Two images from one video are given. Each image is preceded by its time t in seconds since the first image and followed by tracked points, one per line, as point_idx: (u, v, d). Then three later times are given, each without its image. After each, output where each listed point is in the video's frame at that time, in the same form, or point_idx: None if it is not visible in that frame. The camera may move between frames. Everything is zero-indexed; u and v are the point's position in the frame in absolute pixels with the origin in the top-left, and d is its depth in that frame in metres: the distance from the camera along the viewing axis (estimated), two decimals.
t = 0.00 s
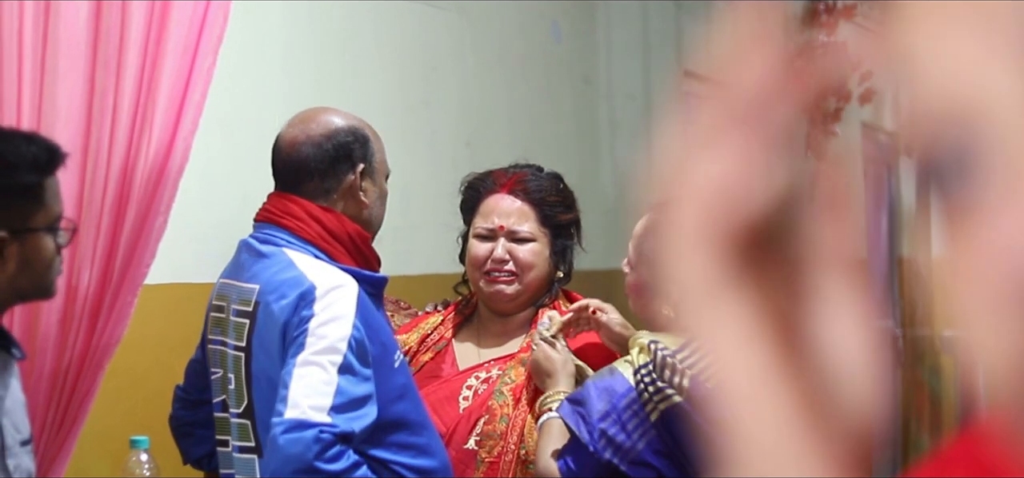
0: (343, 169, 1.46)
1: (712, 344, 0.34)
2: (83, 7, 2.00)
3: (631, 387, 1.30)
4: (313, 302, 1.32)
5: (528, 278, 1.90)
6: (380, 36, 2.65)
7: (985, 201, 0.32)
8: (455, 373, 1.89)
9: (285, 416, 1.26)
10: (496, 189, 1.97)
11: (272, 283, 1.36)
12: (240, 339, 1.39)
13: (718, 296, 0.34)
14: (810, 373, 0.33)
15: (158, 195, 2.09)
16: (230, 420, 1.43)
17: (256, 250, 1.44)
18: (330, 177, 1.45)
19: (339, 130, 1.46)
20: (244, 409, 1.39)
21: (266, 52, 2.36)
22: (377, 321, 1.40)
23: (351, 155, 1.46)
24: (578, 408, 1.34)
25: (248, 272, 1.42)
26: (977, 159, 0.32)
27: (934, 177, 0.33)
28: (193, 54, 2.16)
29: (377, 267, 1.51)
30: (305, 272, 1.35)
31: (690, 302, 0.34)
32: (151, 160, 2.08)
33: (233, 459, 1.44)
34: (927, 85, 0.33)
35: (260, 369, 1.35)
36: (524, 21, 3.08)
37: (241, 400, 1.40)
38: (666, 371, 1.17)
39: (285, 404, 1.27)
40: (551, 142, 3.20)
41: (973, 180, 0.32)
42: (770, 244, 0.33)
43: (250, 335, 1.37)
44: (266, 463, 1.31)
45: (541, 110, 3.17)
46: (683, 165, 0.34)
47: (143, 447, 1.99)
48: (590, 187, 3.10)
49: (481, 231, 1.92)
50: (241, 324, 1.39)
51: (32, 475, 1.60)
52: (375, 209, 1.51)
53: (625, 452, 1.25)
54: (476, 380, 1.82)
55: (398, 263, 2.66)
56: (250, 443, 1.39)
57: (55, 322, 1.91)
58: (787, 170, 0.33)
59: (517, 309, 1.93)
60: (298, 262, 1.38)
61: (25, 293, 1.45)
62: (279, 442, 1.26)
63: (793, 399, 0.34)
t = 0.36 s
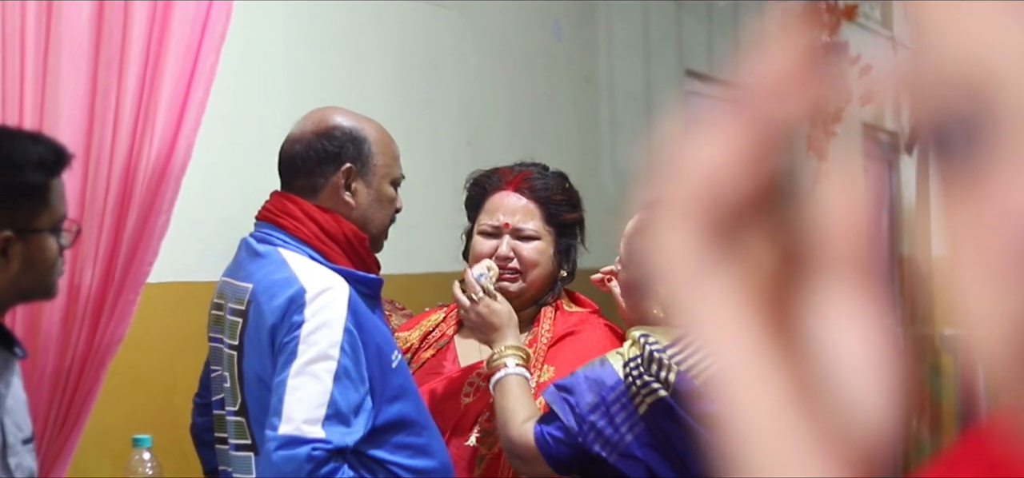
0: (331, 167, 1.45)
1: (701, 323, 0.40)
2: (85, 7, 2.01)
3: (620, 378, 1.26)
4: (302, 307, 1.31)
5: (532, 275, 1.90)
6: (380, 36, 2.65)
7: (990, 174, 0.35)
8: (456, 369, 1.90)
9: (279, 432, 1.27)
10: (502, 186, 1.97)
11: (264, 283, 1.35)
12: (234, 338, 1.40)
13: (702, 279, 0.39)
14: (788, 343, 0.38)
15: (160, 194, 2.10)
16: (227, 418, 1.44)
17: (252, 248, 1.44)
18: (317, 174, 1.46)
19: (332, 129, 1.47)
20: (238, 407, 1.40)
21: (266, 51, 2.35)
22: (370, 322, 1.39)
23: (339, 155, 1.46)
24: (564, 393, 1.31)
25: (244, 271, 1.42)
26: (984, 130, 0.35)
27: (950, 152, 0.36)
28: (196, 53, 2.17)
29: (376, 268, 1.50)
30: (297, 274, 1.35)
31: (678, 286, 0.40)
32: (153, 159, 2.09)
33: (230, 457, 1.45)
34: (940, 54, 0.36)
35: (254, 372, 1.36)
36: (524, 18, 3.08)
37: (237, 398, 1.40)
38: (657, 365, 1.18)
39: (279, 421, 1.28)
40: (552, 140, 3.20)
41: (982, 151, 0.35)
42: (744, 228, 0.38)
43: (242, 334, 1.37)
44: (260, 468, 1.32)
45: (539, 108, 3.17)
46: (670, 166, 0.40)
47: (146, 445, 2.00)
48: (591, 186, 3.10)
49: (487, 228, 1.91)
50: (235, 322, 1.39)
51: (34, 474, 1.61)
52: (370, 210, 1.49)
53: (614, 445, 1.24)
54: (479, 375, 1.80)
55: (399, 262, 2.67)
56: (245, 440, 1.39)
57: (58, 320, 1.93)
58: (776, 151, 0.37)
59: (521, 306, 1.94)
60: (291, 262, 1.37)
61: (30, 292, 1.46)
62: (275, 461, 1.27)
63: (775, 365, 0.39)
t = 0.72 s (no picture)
0: (327, 167, 1.45)
1: (720, 299, 0.41)
2: (88, 5, 2.01)
3: (605, 363, 1.35)
4: (293, 310, 1.31)
5: (533, 274, 1.91)
6: (382, 35, 2.65)
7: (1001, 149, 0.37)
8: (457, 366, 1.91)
9: (276, 445, 1.29)
10: (503, 184, 1.97)
11: (259, 283, 1.36)
12: (232, 336, 1.41)
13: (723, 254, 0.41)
14: (808, 306, 0.39)
15: (164, 193, 2.11)
16: (227, 415, 1.45)
17: (253, 247, 1.45)
18: (315, 175, 1.46)
19: (333, 130, 1.46)
20: (236, 405, 1.41)
21: (267, 50, 2.35)
22: (364, 324, 1.40)
23: (337, 157, 1.45)
24: (552, 369, 1.40)
25: (244, 269, 1.42)
26: (994, 99, 0.38)
27: (947, 119, 0.38)
28: (199, 51, 2.18)
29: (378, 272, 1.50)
30: (291, 274, 1.35)
31: (701, 263, 0.42)
32: (156, 158, 2.09)
33: (230, 453, 1.45)
34: (947, 27, 0.38)
35: (249, 372, 1.37)
36: (525, 18, 3.10)
37: (234, 394, 1.42)
38: (640, 353, 1.29)
39: (276, 432, 1.29)
40: (552, 139, 3.22)
41: (991, 120, 0.37)
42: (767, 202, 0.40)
43: (237, 333, 1.38)
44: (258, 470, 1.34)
45: (540, 107, 3.18)
46: (691, 161, 0.42)
47: (149, 444, 2.01)
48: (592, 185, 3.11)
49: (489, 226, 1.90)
50: (234, 319, 1.40)
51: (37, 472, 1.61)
52: (367, 214, 1.47)
53: (597, 425, 1.33)
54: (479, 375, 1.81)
55: (402, 262, 2.67)
56: (243, 437, 1.40)
57: (61, 318, 1.92)
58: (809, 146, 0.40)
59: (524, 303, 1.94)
60: (287, 262, 1.37)
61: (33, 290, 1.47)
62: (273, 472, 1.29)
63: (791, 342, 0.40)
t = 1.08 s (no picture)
0: (339, 169, 1.44)
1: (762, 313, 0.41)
2: (92, 5, 2.01)
3: (593, 356, 1.39)
4: (294, 311, 1.31)
5: (534, 273, 1.90)
6: (384, 35, 2.65)
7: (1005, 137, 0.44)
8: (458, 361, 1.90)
9: (282, 447, 1.29)
10: (507, 182, 1.98)
11: (263, 281, 1.36)
12: (235, 332, 1.41)
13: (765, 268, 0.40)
14: (850, 326, 0.38)
15: (167, 191, 2.11)
16: (230, 409, 1.46)
17: (261, 245, 1.45)
18: (328, 175, 1.46)
19: (348, 134, 1.45)
20: (238, 401, 1.41)
21: (268, 50, 2.35)
22: (365, 324, 1.39)
23: (349, 161, 1.44)
24: (541, 364, 1.44)
25: (250, 266, 1.43)
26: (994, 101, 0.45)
27: (968, 97, 0.37)
28: (203, 50, 2.18)
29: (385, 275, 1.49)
30: (294, 273, 1.35)
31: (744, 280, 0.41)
32: (160, 157, 2.09)
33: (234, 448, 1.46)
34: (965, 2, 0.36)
35: (251, 371, 1.37)
36: (528, 18, 3.11)
37: (237, 391, 1.42)
38: (626, 345, 1.33)
39: (281, 433, 1.29)
40: (555, 138, 3.22)
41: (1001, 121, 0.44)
42: (812, 217, 0.39)
43: (240, 330, 1.39)
44: (262, 470, 1.34)
45: (542, 107, 3.18)
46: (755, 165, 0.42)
47: (153, 442, 2.01)
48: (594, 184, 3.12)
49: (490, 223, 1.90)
50: (237, 315, 1.41)
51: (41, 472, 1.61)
52: (376, 221, 1.45)
53: (583, 417, 1.36)
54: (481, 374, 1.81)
55: (404, 261, 2.66)
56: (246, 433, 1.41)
57: (64, 318, 1.91)
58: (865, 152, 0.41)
59: (528, 304, 1.93)
60: (293, 261, 1.38)
61: (33, 287, 1.47)
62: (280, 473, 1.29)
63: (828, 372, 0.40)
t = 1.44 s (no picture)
0: (349, 171, 1.44)
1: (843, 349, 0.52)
2: (97, 4, 2.01)
3: (581, 357, 1.56)
4: (305, 311, 1.32)
5: (536, 271, 1.91)
6: (386, 34, 2.65)
7: None
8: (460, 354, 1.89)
9: (290, 446, 1.30)
10: (510, 180, 1.98)
11: (273, 279, 1.36)
12: (243, 330, 1.42)
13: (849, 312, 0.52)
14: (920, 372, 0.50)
15: (172, 190, 2.11)
16: (238, 407, 1.46)
17: (271, 244, 1.46)
18: (337, 177, 1.46)
19: (359, 136, 1.45)
20: (246, 398, 1.42)
21: (273, 48, 2.34)
22: (375, 324, 1.40)
23: (359, 163, 1.44)
24: (530, 368, 1.58)
25: (260, 264, 1.43)
26: None
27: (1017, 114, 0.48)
28: (207, 49, 2.18)
29: (393, 276, 1.49)
30: (304, 273, 1.36)
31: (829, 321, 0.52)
32: (163, 156, 2.11)
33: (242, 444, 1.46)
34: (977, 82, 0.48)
35: (260, 369, 1.37)
36: (531, 17, 3.11)
37: (245, 388, 1.42)
38: (612, 345, 1.52)
39: (291, 432, 1.30)
40: (559, 137, 3.23)
41: None
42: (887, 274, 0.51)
43: (249, 327, 1.39)
44: (270, 468, 1.35)
45: (545, 106, 3.18)
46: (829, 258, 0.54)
47: (156, 438, 2.04)
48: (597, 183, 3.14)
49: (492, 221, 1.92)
50: (246, 313, 1.41)
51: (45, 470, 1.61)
52: (385, 223, 1.46)
53: (573, 418, 1.53)
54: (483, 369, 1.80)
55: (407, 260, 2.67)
56: (254, 431, 1.41)
57: (68, 316, 1.95)
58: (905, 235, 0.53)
59: (529, 302, 1.94)
60: (303, 260, 1.38)
61: (37, 286, 1.47)
62: (288, 472, 1.30)
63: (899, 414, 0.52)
